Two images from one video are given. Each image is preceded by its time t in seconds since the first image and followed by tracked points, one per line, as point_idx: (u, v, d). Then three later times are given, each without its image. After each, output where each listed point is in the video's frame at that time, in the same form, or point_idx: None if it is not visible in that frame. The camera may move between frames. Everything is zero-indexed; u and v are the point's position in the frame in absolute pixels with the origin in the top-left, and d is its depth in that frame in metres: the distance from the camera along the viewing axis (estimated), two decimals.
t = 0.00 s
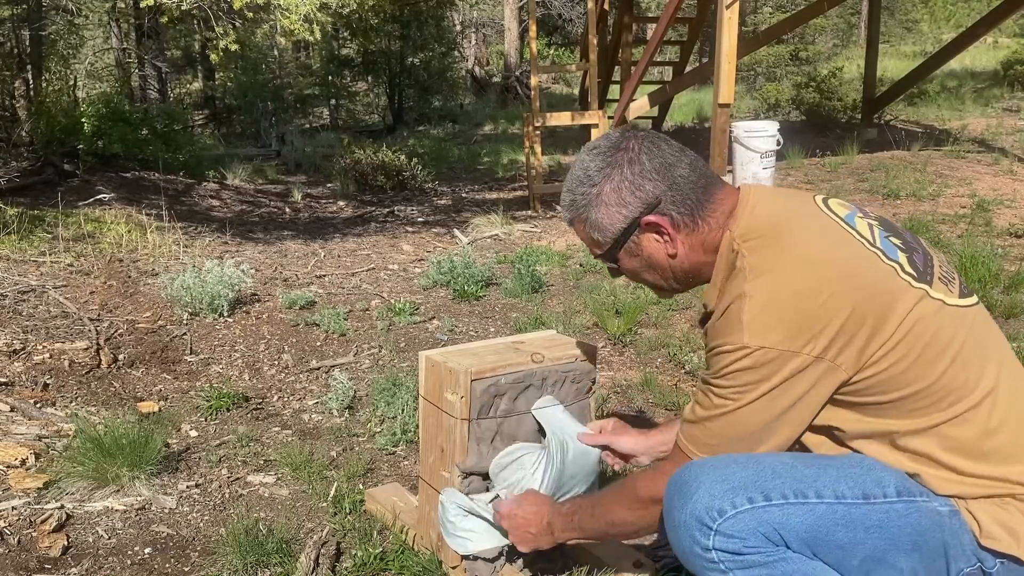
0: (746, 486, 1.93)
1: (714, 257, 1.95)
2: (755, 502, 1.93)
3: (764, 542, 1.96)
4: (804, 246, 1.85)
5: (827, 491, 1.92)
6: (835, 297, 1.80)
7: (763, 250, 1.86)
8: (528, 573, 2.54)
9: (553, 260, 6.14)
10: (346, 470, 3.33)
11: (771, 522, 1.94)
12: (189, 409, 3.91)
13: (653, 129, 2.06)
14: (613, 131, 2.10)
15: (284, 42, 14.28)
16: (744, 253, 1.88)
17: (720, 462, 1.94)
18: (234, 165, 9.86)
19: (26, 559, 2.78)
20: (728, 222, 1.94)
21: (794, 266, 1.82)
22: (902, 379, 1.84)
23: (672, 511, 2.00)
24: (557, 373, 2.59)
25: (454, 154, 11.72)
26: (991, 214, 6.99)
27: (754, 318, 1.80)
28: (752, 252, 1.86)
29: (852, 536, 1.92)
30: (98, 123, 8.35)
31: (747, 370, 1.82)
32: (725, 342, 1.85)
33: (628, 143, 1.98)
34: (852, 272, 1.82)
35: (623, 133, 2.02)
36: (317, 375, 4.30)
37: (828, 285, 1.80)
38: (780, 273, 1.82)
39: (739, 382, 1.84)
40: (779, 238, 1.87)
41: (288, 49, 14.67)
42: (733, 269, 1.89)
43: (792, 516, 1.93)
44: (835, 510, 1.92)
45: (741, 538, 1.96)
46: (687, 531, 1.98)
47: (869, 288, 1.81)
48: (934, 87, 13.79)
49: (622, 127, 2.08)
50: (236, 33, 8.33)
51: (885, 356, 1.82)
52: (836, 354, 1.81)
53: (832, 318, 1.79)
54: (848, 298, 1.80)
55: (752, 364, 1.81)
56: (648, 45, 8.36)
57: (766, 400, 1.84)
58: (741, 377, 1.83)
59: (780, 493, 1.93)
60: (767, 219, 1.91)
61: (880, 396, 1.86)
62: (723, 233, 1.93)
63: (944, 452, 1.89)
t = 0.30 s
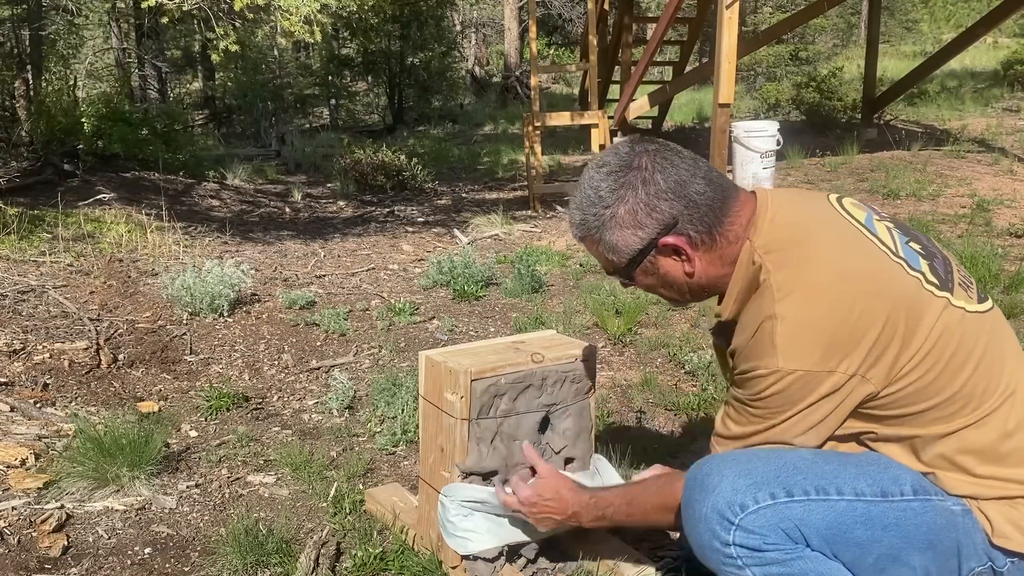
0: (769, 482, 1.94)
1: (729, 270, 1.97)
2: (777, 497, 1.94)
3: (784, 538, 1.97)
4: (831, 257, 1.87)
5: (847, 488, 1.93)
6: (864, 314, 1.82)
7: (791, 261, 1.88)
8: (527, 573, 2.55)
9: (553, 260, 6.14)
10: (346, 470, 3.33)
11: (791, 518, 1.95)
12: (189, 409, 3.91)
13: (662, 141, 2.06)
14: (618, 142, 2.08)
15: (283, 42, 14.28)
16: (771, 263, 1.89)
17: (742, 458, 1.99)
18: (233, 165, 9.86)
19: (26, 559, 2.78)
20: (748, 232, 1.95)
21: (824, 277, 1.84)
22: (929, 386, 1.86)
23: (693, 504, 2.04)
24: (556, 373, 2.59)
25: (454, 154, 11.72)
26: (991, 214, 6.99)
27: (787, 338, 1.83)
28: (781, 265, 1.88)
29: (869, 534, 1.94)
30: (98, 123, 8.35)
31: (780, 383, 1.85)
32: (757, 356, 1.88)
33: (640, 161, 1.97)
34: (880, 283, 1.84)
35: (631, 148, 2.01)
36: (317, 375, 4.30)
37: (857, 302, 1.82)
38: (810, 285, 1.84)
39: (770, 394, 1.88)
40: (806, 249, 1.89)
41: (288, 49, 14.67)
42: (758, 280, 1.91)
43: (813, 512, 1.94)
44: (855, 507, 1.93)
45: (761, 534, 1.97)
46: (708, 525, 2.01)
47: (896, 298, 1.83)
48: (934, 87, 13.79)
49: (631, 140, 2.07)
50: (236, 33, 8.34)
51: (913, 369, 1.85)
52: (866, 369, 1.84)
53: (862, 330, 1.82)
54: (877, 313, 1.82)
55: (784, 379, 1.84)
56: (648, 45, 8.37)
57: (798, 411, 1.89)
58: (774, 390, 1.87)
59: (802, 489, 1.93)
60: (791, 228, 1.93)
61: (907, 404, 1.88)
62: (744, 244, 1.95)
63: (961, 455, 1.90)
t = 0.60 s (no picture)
0: (790, 473, 1.95)
1: (768, 272, 1.95)
2: (798, 490, 1.95)
3: (801, 531, 1.97)
4: (877, 263, 1.84)
5: (866, 484, 1.93)
6: (907, 323, 1.80)
7: (834, 266, 1.85)
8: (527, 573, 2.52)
9: (553, 260, 6.14)
10: (346, 470, 3.33)
11: (809, 511, 1.96)
12: (189, 409, 3.91)
13: (693, 141, 2.02)
14: (645, 146, 2.04)
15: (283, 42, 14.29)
16: (811, 266, 1.87)
17: (766, 446, 2.00)
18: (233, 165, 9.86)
19: (26, 559, 2.78)
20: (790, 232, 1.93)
21: (869, 284, 1.82)
22: (965, 395, 1.85)
23: (712, 490, 2.04)
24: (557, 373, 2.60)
25: (454, 154, 11.72)
26: (991, 214, 6.99)
27: (830, 345, 1.81)
28: (824, 269, 1.85)
29: (884, 530, 1.94)
30: (98, 123, 8.35)
31: (819, 388, 1.84)
32: (796, 359, 1.86)
33: (670, 168, 1.94)
34: (924, 292, 1.82)
35: (660, 153, 1.97)
36: (316, 375, 4.30)
37: (902, 311, 1.81)
38: (855, 293, 1.82)
39: (807, 397, 1.88)
40: (850, 253, 1.86)
41: (288, 49, 14.67)
42: (799, 283, 1.89)
43: (831, 506, 1.94)
44: (872, 503, 1.93)
45: (778, 526, 1.97)
46: (726, 512, 2.00)
47: (939, 308, 1.82)
48: (934, 87, 13.79)
49: (659, 142, 2.03)
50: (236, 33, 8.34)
51: (951, 379, 1.84)
52: (906, 378, 1.83)
53: (904, 339, 1.81)
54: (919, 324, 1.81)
55: (823, 385, 1.83)
56: (648, 45, 8.37)
57: (835, 415, 1.88)
58: (813, 394, 1.86)
59: (822, 483, 1.94)
60: (834, 231, 1.90)
61: (942, 411, 1.87)
62: (786, 243, 1.93)
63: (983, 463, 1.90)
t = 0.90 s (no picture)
0: (834, 478, 1.86)
1: (830, 278, 1.85)
2: (840, 495, 1.87)
3: (839, 538, 1.89)
4: (948, 286, 1.74)
5: (904, 492, 1.86)
6: (975, 352, 1.72)
7: (905, 284, 1.74)
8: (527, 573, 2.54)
9: (553, 260, 6.14)
10: (346, 471, 3.33)
11: (848, 518, 1.88)
12: (189, 409, 3.91)
13: (768, 127, 1.88)
14: (719, 126, 1.90)
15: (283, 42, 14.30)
16: (878, 282, 1.76)
17: (810, 448, 1.91)
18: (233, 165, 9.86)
19: (26, 559, 2.78)
20: (856, 241, 1.82)
21: (940, 308, 1.72)
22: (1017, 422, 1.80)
23: (752, 490, 1.93)
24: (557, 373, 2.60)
25: (454, 154, 11.73)
26: (990, 214, 6.99)
27: (897, 372, 1.71)
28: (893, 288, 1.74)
29: (916, 539, 1.87)
30: (98, 123, 8.35)
31: (878, 412, 1.76)
32: (856, 380, 1.76)
33: (744, 154, 1.80)
34: (993, 320, 1.73)
35: (737, 137, 1.84)
36: (316, 376, 4.30)
37: (972, 339, 1.72)
38: (926, 318, 1.71)
39: (863, 419, 1.79)
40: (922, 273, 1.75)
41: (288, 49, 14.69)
42: (864, 296, 1.78)
43: (870, 513, 1.87)
44: (908, 513, 1.86)
45: (818, 531, 1.88)
46: (767, 513, 1.90)
47: (1003, 337, 1.74)
48: (933, 87, 13.80)
49: (733, 124, 1.90)
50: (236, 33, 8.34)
51: (1005, 408, 1.78)
52: (965, 407, 1.76)
53: (968, 368, 1.73)
54: (986, 353, 1.73)
55: (883, 410, 1.75)
56: (648, 45, 8.37)
57: (888, 436, 1.80)
58: (871, 416, 1.77)
59: (863, 489, 1.87)
60: (902, 246, 1.79)
61: (992, 437, 1.82)
62: (854, 250, 1.82)
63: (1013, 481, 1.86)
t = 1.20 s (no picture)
0: (839, 474, 1.86)
1: (853, 275, 1.85)
2: (843, 491, 1.86)
3: (843, 535, 1.89)
4: (971, 294, 1.72)
5: (908, 490, 1.86)
6: (991, 360, 1.72)
7: (926, 288, 1.73)
8: (527, 573, 2.51)
9: (553, 260, 6.14)
10: (346, 471, 3.33)
11: (852, 514, 1.88)
12: (189, 409, 3.91)
13: (800, 117, 1.86)
14: (751, 114, 1.89)
15: (283, 42, 14.31)
16: (899, 285, 1.75)
17: (817, 444, 1.91)
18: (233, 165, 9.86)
19: (26, 559, 2.78)
20: (879, 241, 1.81)
21: (960, 314, 1.71)
22: None
23: (757, 485, 1.92)
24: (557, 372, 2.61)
25: (454, 154, 11.73)
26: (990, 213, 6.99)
27: (912, 375, 1.70)
28: (913, 293, 1.73)
29: (918, 536, 1.88)
30: (98, 123, 8.35)
31: (890, 415, 1.75)
32: (871, 381, 1.75)
33: (776, 145, 1.79)
34: (1013, 332, 1.72)
35: (770, 126, 1.82)
36: (316, 375, 4.30)
37: (990, 347, 1.71)
38: (946, 326, 1.70)
39: (876, 420, 1.78)
40: (946, 280, 1.73)
41: (288, 49, 14.70)
42: (883, 298, 1.77)
43: (874, 509, 1.88)
44: (910, 510, 1.87)
45: (822, 526, 1.88)
46: (771, 507, 1.90)
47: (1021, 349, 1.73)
48: (934, 87, 13.80)
49: (767, 113, 1.88)
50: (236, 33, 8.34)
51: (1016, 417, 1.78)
52: (978, 413, 1.75)
53: (984, 378, 1.72)
54: (1001, 362, 1.72)
55: (895, 412, 1.74)
56: (648, 45, 8.37)
57: (897, 439, 1.80)
58: (882, 419, 1.77)
59: (867, 486, 1.87)
60: (927, 251, 1.77)
61: (1001, 445, 1.81)
62: (876, 250, 1.81)
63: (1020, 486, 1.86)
